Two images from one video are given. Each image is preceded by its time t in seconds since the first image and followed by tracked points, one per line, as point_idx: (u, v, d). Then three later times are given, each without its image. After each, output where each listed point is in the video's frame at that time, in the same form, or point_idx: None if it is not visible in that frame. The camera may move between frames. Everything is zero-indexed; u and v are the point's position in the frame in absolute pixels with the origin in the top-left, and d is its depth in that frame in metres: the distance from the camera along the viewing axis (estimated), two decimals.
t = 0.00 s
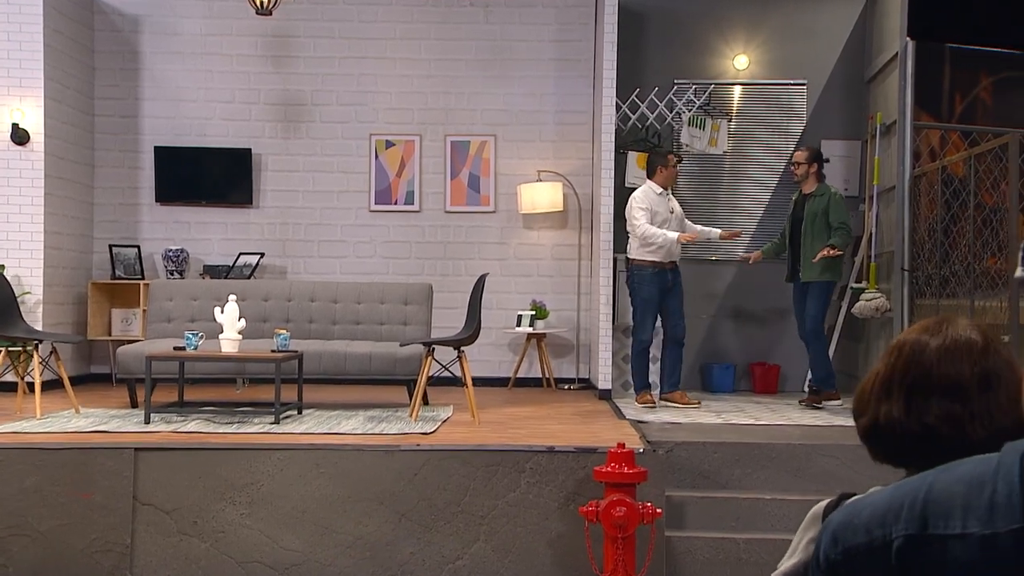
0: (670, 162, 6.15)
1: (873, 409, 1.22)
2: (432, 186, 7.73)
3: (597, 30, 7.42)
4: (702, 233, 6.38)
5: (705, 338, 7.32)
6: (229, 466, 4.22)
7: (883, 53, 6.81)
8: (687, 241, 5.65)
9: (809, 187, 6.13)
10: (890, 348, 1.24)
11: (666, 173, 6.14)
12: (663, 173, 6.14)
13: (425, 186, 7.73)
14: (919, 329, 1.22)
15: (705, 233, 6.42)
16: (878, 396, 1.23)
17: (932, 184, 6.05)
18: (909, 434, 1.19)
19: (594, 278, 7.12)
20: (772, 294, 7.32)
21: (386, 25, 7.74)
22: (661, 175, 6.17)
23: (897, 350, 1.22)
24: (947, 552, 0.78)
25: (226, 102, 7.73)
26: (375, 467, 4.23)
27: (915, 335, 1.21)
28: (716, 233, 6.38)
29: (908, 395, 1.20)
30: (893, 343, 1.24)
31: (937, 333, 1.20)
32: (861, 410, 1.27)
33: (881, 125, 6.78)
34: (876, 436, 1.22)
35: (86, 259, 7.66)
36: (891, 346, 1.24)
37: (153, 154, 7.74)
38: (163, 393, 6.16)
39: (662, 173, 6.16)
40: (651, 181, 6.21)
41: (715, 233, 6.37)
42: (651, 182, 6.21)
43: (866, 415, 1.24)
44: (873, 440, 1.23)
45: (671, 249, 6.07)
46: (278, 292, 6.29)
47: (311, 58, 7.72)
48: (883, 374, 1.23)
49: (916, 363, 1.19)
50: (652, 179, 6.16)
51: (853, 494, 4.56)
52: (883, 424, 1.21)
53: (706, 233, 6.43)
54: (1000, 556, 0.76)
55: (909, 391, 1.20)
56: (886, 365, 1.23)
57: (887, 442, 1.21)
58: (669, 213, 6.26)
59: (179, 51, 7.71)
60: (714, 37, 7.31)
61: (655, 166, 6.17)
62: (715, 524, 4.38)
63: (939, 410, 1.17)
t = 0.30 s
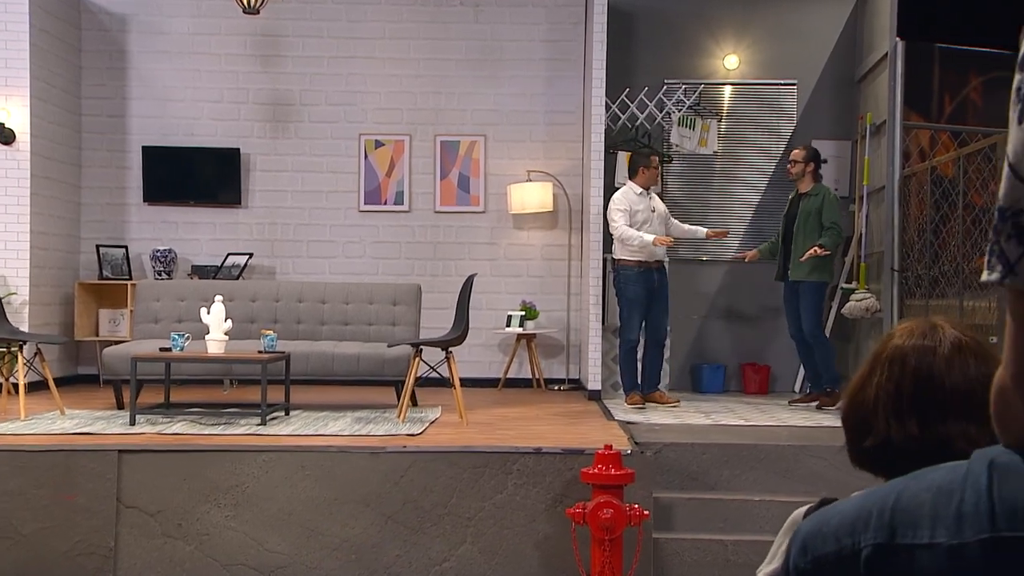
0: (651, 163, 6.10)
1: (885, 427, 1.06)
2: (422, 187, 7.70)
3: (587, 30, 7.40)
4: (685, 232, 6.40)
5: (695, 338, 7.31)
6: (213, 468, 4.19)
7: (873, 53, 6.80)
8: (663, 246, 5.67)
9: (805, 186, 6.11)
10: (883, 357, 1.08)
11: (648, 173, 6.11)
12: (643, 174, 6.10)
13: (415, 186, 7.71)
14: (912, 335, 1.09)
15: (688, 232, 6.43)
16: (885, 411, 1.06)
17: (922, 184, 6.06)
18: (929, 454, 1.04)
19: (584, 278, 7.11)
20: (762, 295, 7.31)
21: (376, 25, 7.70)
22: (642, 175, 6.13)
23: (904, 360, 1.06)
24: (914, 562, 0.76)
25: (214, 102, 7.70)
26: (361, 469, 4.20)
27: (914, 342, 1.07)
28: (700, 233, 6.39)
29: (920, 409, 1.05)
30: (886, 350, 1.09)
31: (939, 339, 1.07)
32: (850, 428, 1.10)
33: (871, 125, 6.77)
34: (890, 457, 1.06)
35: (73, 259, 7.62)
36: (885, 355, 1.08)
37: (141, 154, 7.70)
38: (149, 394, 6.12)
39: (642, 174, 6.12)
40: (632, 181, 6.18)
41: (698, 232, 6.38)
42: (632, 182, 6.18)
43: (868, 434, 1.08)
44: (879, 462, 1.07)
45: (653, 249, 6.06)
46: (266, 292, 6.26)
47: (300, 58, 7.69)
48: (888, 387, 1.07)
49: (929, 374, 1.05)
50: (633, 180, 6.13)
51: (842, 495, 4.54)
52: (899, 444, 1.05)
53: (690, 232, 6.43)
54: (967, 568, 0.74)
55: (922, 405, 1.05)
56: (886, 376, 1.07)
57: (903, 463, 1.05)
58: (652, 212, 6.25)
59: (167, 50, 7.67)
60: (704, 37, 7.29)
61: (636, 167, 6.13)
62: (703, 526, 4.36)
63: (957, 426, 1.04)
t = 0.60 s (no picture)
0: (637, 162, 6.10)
1: (867, 435, 1.03)
2: (411, 186, 7.67)
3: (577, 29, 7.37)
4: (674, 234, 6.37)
5: (686, 338, 7.30)
6: (198, 470, 4.15)
7: (863, 53, 6.79)
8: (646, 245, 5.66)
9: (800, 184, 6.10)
10: (864, 361, 1.06)
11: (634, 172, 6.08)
12: (630, 174, 6.08)
13: (405, 185, 7.68)
14: (892, 337, 1.06)
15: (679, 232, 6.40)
16: (869, 417, 1.04)
17: (912, 183, 5.91)
18: (912, 462, 1.02)
19: (575, 279, 7.09)
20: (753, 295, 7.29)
21: (365, 24, 7.67)
22: (630, 175, 6.10)
23: (885, 364, 1.04)
24: (880, 569, 0.74)
25: (203, 101, 7.66)
26: (347, 471, 4.17)
27: (896, 345, 1.05)
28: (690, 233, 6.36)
29: (903, 415, 1.03)
30: (866, 353, 1.06)
31: (921, 342, 1.05)
32: (831, 435, 1.08)
33: (861, 125, 6.76)
34: (873, 466, 1.03)
35: (60, 259, 7.58)
36: (865, 358, 1.06)
37: (129, 153, 7.67)
38: (136, 395, 6.09)
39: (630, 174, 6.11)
40: (620, 181, 6.18)
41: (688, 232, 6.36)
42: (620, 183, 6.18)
43: (851, 442, 1.05)
44: (860, 471, 1.05)
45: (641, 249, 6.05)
46: (254, 292, 6.23)
47: (289, 57, 7.65)
48: (869, 393, 1.04)
49: (911, 379, 1.03)
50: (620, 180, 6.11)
51: (831, 496, 4.53)
52: (883, 451, 1.03)
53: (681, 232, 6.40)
54: None
55: (907, 410, 1.03)
56: (866, 381, 1.05)
57: (886, 472, 1.03)
58: (640, 212, 6.24)
59: (155, 49, 7.64)
60: (694, 36, 7.28)
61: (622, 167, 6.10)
62: (691, 527, 4.34)
63: (941, 433, 1.02)
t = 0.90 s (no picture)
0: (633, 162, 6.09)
1: (840, 440, 1.02)
2: (403, 187, 7.64)
3: (568, 29, 7.35)
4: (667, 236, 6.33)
5: (679, 338, 7.28)
6: (185, 472, 4.13)
7: (855, 53, 6.77)
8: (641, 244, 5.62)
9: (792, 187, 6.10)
10: (837, 364, 1.04)
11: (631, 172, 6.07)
12: (626, 173, 6.08)
13: (396, 186, 7.65)
14: (864, 340, 1.04)
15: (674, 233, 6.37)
16: (842, 422, 1.02)
17: (904, 184, 5.87)
18: (886, 467, 1.00)
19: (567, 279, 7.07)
20: (745, 295, 7.27)
21: (355, 24, 7.64)
22: (625, 175, 6.09)
23: (858, 367, 1.02)
24: None
25: (193, 101, 7.63)
26: (335, 473, 4.14)
27: (869, 346, 1.03)
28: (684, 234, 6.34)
29: (875, 419, 1.01)
30: (838, 356, 1.04)
31: (894, 343, 1.03)
32: (804, 439, 1.06)
33: (853, 125, 6.75)
34: (846, 471, 1.02)
35: (50, 260, 7.55)
36: (837, 361, 1.04)
37: (118, 153, 7.63)
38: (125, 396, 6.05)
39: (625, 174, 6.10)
40: (615, 182, 6.16)
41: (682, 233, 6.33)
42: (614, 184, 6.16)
43: (824, 447, 1.03)
44: (835, 476, 1.03)
45: (636, 249, 6.02)
46: (244, 293, 6.20)
47: (279, 57, 7.62)
48: (842, 397, 1.02)
49: (883, 382, 1.01)
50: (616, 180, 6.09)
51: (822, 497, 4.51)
52: (856, 455, 1.01)
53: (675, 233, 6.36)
54: None
55: (880, 415, 1.01)
56: (839, 385, 1.03)
57: (859, 476, 1.01)
58: (635, 212, 6.21)
59: (144, 49, 7.60)
60: (686, 36, 7.26)
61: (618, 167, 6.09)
62: (681, 529, 4.32)
63: (914, 436, 1.01)
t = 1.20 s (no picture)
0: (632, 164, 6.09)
1: (814, 453, 0.99)
2: (396, 188, 7.61)
3: (562, 29, 7.33)
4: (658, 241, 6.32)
5: (673, 340, 7.26)
6: (174, 476, 4.10)
7: (850, 53, 6.75)
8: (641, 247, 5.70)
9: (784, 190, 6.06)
10: (806, 376, 1.02)
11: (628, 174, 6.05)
12: (625, 175, 6.07)
13: (390, 187, 7.61)
14: (834, 349, 1.04)
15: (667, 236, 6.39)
16: (815, 434, 1.00)
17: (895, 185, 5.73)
18: (861, 479, 0.98)
19: (561, 281, 7.06)
20: (739, 296, 7.24)
21: (348, 24, 7.61)
22: (624, 176, 6.07)
23: (830, 378, 1.01)
24: None
25: (186, 102, 7.61)
26: (325, 476, 4.12)
27: (839, 356, 1.02)
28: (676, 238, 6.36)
29: (848, 431, 1.00)
30: (809, 366, 1.03)
31: (862, 353, 1.03)
32: (774, 454, 1.03)
33: (848, 125, 6.73)
34: (821, 486, 0.99)
35: (42, 261, 7.52)
36: (807, 372, 1.02)
37: (111, 154, 7.61)
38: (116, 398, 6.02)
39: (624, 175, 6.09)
40: (612, 183, 6.14)
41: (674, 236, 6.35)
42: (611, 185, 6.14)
43: (797, 462, 1.01)
44: (808, 492, 1.00)
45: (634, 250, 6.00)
46: (235, 294, 6.17)
47: (272, 57, 7.60)
48: (814, 409, 1.00)
49: (855, 393, 1.01)
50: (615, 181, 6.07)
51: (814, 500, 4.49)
52: (830, 467, 0.98)
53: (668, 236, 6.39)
54: None
55: (853, 424, 1.00)
56: (810, 397, 1.01)
57: (835, 489, 0.99)
58: (632, 214, 6.20)
59: (136, 49, 7.57)
60: (680, 37, 7.24)
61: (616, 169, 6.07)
62: (673, 533, 4.30)
63: (888, 448, 1.00)
